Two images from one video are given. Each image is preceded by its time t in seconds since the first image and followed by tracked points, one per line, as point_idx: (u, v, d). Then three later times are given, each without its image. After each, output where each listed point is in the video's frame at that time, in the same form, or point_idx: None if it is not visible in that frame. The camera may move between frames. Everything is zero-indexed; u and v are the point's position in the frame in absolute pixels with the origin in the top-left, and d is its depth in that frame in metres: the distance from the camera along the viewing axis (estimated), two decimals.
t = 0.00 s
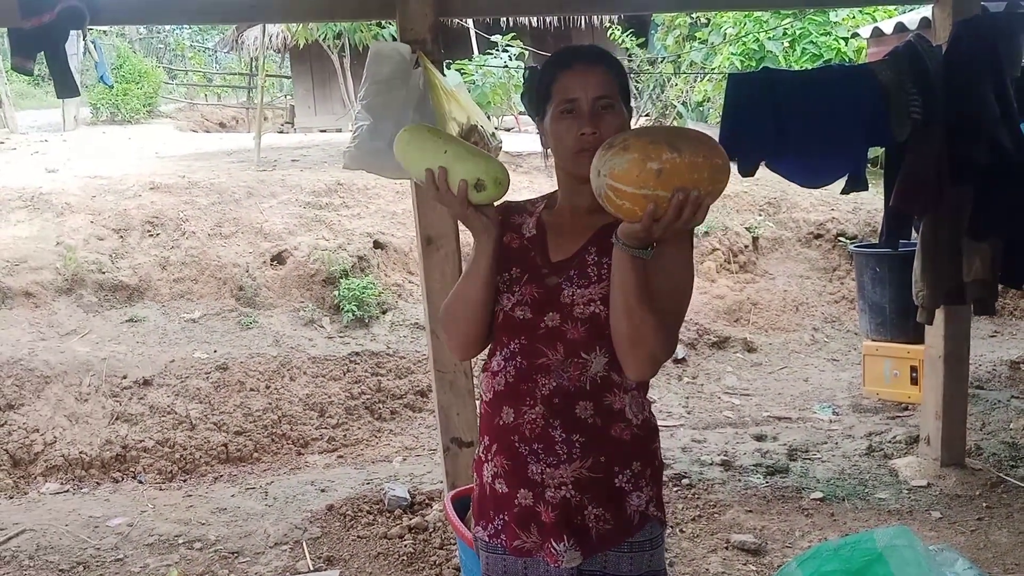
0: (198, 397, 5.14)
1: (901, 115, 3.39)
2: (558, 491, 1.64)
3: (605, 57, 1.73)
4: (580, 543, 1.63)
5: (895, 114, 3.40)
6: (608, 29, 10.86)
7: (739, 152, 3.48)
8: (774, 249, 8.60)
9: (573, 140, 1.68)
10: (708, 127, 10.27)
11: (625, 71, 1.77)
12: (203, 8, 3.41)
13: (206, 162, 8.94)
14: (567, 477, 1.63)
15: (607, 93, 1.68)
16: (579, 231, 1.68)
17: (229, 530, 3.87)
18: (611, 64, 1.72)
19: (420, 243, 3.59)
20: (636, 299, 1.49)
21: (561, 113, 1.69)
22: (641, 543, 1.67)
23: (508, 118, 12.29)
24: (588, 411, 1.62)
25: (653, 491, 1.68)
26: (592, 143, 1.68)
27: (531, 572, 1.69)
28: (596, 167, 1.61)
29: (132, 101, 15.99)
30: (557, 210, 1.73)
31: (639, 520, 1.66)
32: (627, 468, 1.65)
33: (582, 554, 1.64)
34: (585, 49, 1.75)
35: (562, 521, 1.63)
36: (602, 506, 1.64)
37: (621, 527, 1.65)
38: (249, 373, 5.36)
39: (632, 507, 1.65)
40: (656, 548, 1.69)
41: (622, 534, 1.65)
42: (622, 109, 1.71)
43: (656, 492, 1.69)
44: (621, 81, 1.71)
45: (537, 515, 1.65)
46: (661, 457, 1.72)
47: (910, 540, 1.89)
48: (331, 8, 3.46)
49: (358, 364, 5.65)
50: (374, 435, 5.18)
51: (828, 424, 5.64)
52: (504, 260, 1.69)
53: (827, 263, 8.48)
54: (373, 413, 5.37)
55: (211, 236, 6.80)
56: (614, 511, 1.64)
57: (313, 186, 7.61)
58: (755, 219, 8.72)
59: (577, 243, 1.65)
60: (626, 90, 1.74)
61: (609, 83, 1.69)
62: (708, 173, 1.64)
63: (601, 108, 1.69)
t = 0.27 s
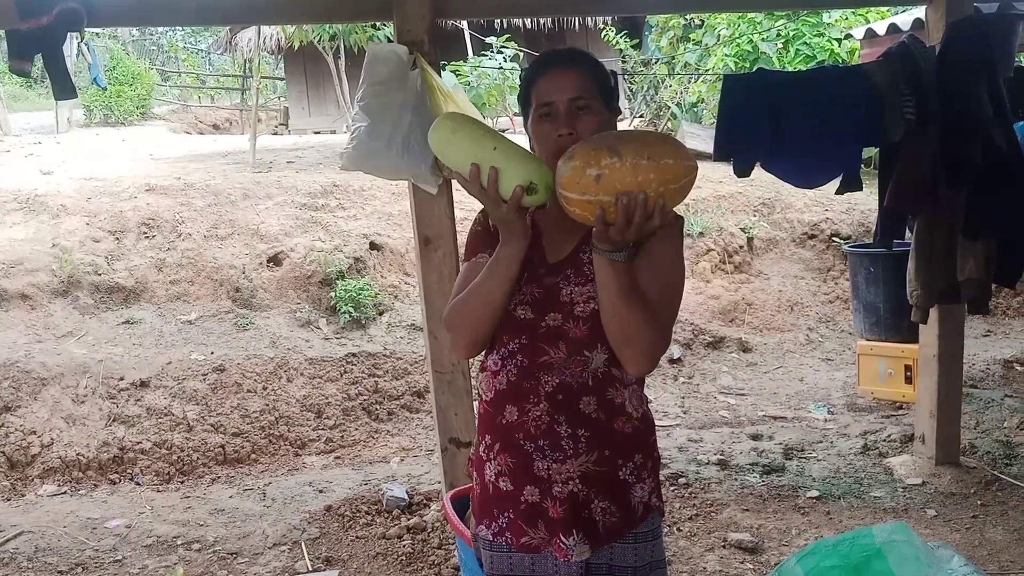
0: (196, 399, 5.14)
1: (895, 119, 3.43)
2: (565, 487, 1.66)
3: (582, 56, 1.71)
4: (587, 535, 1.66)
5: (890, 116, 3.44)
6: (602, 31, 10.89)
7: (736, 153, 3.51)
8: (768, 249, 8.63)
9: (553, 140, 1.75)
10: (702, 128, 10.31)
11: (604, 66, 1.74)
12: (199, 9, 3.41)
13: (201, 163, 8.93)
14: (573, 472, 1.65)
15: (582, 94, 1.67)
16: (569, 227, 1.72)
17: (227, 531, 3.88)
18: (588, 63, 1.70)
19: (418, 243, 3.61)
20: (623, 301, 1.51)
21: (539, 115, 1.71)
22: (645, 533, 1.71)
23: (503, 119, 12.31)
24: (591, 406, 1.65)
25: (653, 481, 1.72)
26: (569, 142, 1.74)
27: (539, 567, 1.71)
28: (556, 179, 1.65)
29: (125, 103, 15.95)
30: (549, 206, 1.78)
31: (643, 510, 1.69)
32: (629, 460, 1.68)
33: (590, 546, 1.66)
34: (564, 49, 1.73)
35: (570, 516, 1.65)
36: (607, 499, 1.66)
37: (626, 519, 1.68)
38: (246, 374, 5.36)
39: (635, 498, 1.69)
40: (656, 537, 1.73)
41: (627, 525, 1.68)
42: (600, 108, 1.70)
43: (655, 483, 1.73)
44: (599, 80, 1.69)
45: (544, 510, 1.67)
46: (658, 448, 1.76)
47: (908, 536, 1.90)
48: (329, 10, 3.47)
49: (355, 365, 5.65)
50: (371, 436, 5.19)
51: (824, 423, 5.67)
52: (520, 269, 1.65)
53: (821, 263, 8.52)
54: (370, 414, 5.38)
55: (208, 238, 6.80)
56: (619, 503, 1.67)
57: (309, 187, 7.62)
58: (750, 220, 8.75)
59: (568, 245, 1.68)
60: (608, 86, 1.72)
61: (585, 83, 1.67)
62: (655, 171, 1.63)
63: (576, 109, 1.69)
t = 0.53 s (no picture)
0: (190, 401, 5.13)
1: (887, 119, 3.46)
2: (563, 485, 1.67)
3: (569, 56, 1.72)
4: (584, 533, 1.68)
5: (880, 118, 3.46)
6: (595, 33, 10.92)
7: (730, 155, 3.56)
8: (760, 251, 8.67)
9: (540, 143, 1.74)
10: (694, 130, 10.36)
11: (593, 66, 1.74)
12: (194, 12, 3.41)
13: (194, 165, 8.92)
14: (570, 471, 1.67)
15: (570, 95, 1.68)
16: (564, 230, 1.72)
17: (223, 533, 3.88)
18: (575, 64, 1.71)
19: (413, 245, 3.63)
20: (615, 302, 1.53)
21: (529, 117, 1.72)
22: (641, 531, 1.73)
23: (496, 121, 12.33)
24: (588, 405, 1.66)
25: (649, 478, 1.74)
26: (558, 144, 1.73)
27: (536, 564, 1.73)
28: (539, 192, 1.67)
29: (116, 105, 15.91)
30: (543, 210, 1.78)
31: (639, 507, 1.71)
32: (625, 458, 1.70)
33: (587, 544, 1.68)
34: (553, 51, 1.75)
35: (567, 514, 1.67)
36: (604, 497, 1.68)
37: (622, 517, 1.70)
38: (240, 376, 5.36)
39: (631, 496, 1.70)
40: (651, 533, 1.75)
41: (623, 524, 1.70)
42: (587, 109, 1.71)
43: (651, 480, 1.75)
44: (588, 79, 1.70)
45: (541, 508, 1.68)
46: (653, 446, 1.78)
47: (903, 533, 1.92)
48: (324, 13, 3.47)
49: (349, 367, 5.65)
50: (366, 438, 5.20)
51: (816, 424, 5.71)
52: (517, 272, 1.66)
53: (813, 265, 8.57)
54: (365, 416, 5.38)
55: (201, 240, 6.79)
56: (616, 501, 1.69)
57: (302, 189, 7.62)
58: (742, 222, 8.79)
59: (563, 248, 1.68)
60: (598, 86, 1.73)
61: (572, 83, 1.69)
62: (644, 189, 1.64)
63: (564, 110, 1.70)
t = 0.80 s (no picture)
0: (183, 402, 5.12)
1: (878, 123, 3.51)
2: (556, 484, 1.69)
3: (564, 59, 1.75)
4: (577, 533, 1.69)
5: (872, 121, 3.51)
6: (587, 36, 10.96)
7: (724, 157, 3.59)
8: (752, 253, 8.71)
9: (537, 146, 1.74)
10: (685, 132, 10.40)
11: (588, 68, 1.77)
12: (187, 11, 3.40)
13: (186, 167, 8.89)
14: (565, 471, 1.68)
15: (564, 97, 1.70)
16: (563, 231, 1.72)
17: (217, 534, 3.87)
18: (569, 66, 1.73)
19: (408, 246, 3.63)
20: (609, 302, 1.54)
21: (525, 121, 1.74)
22: (636, 532, 1.73)
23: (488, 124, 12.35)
24: (583, 406, 1.67)
25: (645, 479, 1.74)
26: (553, 147, 1.72)
27: (530, 561, 1.74)
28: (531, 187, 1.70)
29: (106, 107, 15.85)
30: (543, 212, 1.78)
31: (634, 508, 1.72)
32: (621, 459, 1.70)
33: (580, 543, 1.69)
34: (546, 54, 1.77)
35: (560, 513, 1.68)
36: (598, 497, 1.69)
37: (617, 517, 1.70)
38: (233, 377, 5.34)
39: (626, 496, 1.71)
40: (647, 535, 1.76)
41: (617, 524, 1.71)
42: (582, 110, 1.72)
43: (648, 481, 1.75)
44: (582, 81, 1.72)
45: (535, 507, 1.70)
46: (651, 447, 1.78)
47: (895, 531, 1.95)
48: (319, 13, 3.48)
49: (342, 369, 5.65)
50: (359, 439, 5.21)
51: (807, 425, 5.75)
52: (511, 272, 1.68)
53: (803, 267, 8.62)
54: (358, 417, 5.39)
55: (194, 241, 6.78)
56: (610, 501, 1.70)
57: (295, 191, 7.61)
58: (733, 224, 8.84)
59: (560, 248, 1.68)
60: (591, 87, 1.74)
61: (566, 86, 1.71)
62: (616, 203, 1.57)
63: (558, 112, 1.71)
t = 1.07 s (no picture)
0: (178, 404, 5.11)
1: (870, 126, 3.53)
2: (559, 488, 1.69)
3: (573, 60, 1.74)
4: (579, 537, 1.69)
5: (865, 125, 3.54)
6: (581, 38, 10.98)
7: (719, 161, 3.62)
8: (745, 255, 8.74)
9: (544, 149, 1.76)
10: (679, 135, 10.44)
11: (599, 67, 1.75)
12: (184, 13, 3.41)
13: (180, 168, 8.88)
14: (567, 475, 1.69)
15: (570, 100, 1.70)
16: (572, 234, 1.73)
17: (213, 535, 3.87)
18: (577, 68, 1.73)
19: (405, 249, 3.64)
20: (612, 311, 1.54)
21: (535, 124, 1.76)
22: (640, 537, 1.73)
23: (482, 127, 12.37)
24: (587, 410, 1.68)
25: (651, 485, 1.74)
26: (559, 150, 1.73)
27: (532, 562, 1.76)
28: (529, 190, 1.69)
29: (99, 108, 15.81)
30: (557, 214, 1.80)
31: (638, 513, 1.72)
32: (625, 465, 1.70)
33: (581, 547, 1.69)
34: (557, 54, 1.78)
35: (562, 516, 1.69)
36: (601, 501, 1.69)
37: (620, 522, 1.70)
38: (228, 379, 5.34)
39: (630, 502, 1.71)
40: (650, 540, 1.75)
41: (620, 529, 1.71)
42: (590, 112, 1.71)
43: (653, 487, 1.75)
44: (591, 81, 1.72)
45: (538, 509, 1.72)
46: (659, 453, 1.78)
47: (894, 529, 1.95)
48: (315, 15, 3.49)
49: (338, 370, 5.65)
50: (354, 441, 5.21)
51: (801, 426, 5.77)
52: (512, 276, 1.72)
53: (796, 269, 8.66)
54: (353, 419, 5.39)
55: (189, 243, 6.77)
56: (614, 506, 1.70)
57: (290, 193, 7.61)
58: (727, 226, 8.87)
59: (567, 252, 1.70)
60: (601, 88, 1.73)
61: (574, 88, 1.71)
62: (591, 230, 1.55)
63: (566, 115, 1.72)
